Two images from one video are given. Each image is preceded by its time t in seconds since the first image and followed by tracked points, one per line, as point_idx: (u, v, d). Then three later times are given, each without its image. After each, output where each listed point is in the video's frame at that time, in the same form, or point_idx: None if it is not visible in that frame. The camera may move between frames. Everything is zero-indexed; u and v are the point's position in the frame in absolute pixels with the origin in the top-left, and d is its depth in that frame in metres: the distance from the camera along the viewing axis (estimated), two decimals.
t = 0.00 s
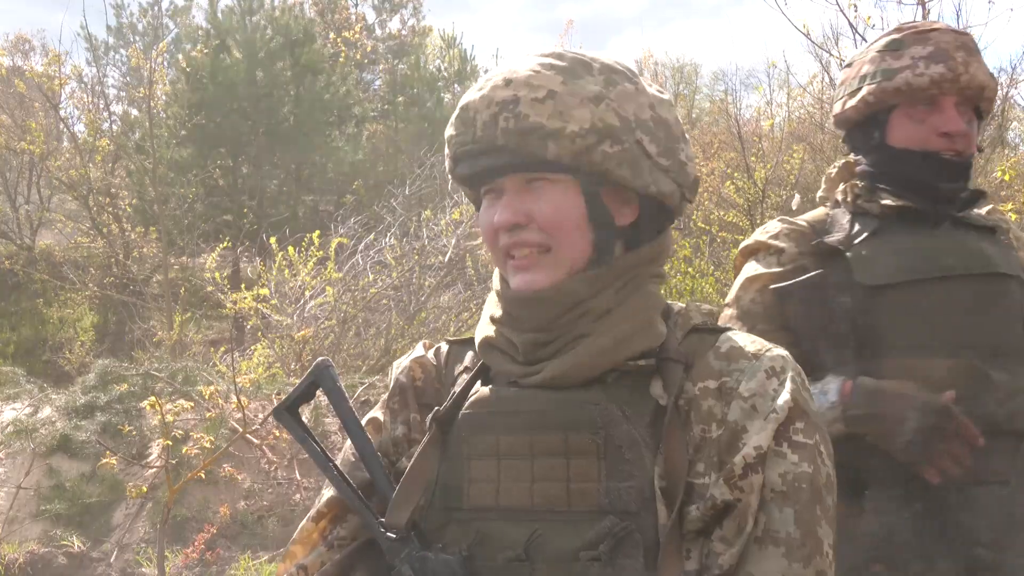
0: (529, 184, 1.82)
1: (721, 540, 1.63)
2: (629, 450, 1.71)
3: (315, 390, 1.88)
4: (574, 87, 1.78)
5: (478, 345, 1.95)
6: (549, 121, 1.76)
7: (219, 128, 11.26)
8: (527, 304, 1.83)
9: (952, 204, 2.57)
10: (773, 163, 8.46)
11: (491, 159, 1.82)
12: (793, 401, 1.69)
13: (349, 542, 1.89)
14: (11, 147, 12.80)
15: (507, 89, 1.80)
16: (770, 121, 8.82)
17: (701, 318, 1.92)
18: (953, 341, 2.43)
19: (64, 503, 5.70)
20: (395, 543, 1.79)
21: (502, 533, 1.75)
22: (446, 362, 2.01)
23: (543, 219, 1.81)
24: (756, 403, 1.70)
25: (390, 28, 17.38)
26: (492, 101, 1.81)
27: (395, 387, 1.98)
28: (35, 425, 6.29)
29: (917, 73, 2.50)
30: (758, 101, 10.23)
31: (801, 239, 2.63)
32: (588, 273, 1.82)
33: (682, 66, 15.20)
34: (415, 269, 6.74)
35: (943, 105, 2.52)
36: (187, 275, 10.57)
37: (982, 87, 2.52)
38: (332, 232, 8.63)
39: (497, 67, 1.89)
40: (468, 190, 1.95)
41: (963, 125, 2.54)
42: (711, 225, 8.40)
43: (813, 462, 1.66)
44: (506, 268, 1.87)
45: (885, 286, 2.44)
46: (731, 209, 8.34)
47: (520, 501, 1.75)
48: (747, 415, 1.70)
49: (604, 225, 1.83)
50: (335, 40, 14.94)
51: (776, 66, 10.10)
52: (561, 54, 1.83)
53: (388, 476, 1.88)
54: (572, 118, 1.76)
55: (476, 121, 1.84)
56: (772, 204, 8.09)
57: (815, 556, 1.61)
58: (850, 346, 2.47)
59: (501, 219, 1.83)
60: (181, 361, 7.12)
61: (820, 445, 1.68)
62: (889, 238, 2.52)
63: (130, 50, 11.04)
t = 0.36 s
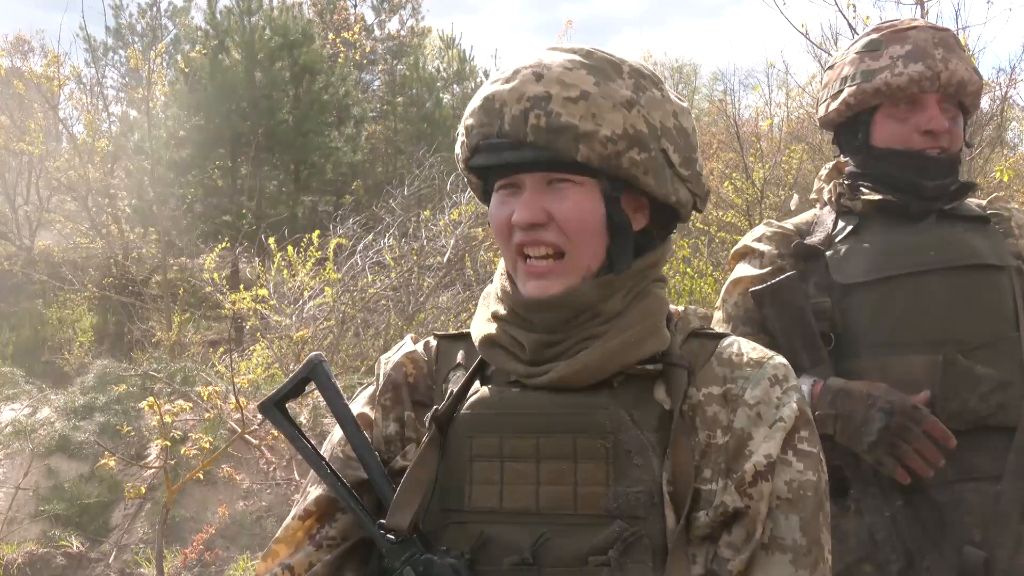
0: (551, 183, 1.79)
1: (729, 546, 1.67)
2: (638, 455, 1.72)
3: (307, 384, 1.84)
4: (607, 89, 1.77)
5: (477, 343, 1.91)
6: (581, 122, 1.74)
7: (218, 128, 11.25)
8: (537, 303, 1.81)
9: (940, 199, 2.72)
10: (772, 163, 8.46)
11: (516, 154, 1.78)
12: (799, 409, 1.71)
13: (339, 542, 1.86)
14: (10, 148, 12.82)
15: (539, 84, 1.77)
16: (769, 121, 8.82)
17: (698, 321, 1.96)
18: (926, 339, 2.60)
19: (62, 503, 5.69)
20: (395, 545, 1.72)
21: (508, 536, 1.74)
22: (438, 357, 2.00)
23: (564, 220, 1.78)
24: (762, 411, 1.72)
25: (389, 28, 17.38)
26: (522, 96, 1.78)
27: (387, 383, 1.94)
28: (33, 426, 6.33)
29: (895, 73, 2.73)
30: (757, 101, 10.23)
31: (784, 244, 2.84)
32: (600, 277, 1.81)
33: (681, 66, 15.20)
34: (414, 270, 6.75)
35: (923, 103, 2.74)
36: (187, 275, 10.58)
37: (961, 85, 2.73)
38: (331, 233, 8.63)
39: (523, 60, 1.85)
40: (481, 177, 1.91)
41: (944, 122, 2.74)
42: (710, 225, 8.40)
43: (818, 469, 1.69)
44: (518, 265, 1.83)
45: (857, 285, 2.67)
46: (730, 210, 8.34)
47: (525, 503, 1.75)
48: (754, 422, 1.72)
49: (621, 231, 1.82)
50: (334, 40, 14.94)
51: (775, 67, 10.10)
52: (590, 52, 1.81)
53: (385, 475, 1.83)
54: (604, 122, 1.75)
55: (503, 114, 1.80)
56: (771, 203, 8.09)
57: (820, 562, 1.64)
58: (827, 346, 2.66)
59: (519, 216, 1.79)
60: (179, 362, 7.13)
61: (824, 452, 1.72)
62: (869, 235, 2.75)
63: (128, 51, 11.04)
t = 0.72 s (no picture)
0: (554, 193, 1.77)
1: (731, 551, 1.69)
2: (642, 459, 1.71)
3: (306, 382, 1.84)
4: (608, 96, 1.76)
5: (477, 344, 1.88)
6: (584, 132, 1.73)
7: (218, 129, 11.27)
8: (542, 312, 1.79)
9: (983, 197, 2.41)
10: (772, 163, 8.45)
11: (519, 165, 1.76)
12: (800, 417, 1.73)
13: (336, 542, 1.86)
14: (10, 148, 12.85)
15: (540, 93, 1.75)
16: (770, 121, 8.82)
17: (698, 325, 1.95)
18: (976, 334, 2.27)
19: (62, 504, 5.70)
20: (396, 547, 1.72)
21: (510, 540, 1.74)
22: (437, 355, 1.97)
23: (567, 229, 1.76)
24: (763, 418, 1.74)
25: (388, 28, 17.38)
26: (524, 105, 1.76)
27: (386, 382, 1.93)
28: (34, 426, 6.33)
29: (938, 67, 2.39)
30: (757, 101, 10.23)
31: (830, 240, 2.54)
32: (603, 284, 1.80)
33: (681, 66, 15.20)
34: (414, 270, 6.75)
35: (968, 99, 2.40)
36: (187, 275, 10.60)
37: (1009, 81, 2.37)
38: (331, 233, 8.63)
39: (522, 65, 1.83)
40: (480, 186, 1.88)
41: (991, 119, 2.40)
42: (710, 225, 8.40)
43: (817, 476, 1.71)
44: (520, 275, 1.80)
45: (902, 281, 2.33)
46: (730, 210, 8.34)
47: (528, 506, 1.74)
48: (756, 430, 1.73)
49: (624, 239, 1.81)
50: (334, 41, 14.96)
51: (775, 67, 10.10)
52: (591, 57, 1.80)
53: (386, 476, 1.83)
54: (607, 131, 1.74)
55: (504, 123, 1.78)
56: (771, 203, 8.09)
57: (819, 568, 1.68)
58: (869, 342, 2.33)
59: (523, 226, 1.76)
60: (179, 362, 7.14)
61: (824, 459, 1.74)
62: (914, 233, 2.40)
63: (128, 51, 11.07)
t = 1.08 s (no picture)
0: (543, 199, 1.75)
1: (727, 550, 1.68)
2: (640, 459, 1.72)
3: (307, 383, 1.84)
4: (589, 99, 1.74)
5: (477, 347, 1.89)
6: (566, 136, 1.72)
7: (219, 129, 11.27)
8: (538, 316, 1.79)
9: None
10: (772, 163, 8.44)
11: (505, 173, 1.75)
12: (797, 418, 1.73)
13: (337, 541, 1.85)
14: (10, 148, 12.84)
15: (520, 101, 1.75)
16: (770, 121, 8.81)
17: (697, 326, 1.93)
18: None
19: (63, 504, 5.69)
20: (396, 546, 1.73)
21: (509, 539, 1.74)
22: (437, 357, 1.97)
23: (557, 234, 1.75)
24: (760, 419, 1.72)
25: (389, 29, 17.38)
26: (505, 114, 1.75)
27: (388, 382, 1.92)
28: (33, 426, 6.32)
29: (997, 66, 2.19)
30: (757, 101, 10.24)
31: (886, 236, 2.42)
32: (599, 285, 1.79)
33: (681, 67, 15.22)
34: (414, 270, 6.75)
35: None
36: (188, 276, 10.61)
37: None
38: (331, 234, 8.63)
39: (503, 73, 1.83)
40: (471, 195, 1.87)
41: None
42: (710, 226, 8.41)
43: (815, 477, 1.71)
44: (515, 281, 1.80)
45: (962, 281, 2.20)
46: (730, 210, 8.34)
47: (527, 507, 1.75)
48: (753, 430, 1.72)
49: (617, 238, 1.79)
50: (335, 41, 14.98)
51: (775, 67, 10.10)
52: (569, 60, 1.78)
53: (387, 476, 1.82)
54: (589, 133, 1.73)
55: (487, 134, 1.78)
56: (771, 204, 8.09)
57: (815, 568, 1.68)
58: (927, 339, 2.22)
59: (514, 232, 1.75)
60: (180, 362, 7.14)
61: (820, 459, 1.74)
62: (974, 232, 2.24)
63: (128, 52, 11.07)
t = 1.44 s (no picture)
0: (533, 201, 1.75)
1: (725, 549, 1.65)
2: (637, 458, 1.72)
3: (305, 386, 1.83)
4: (578, 102, 1.73)
5: (475, 349, 1.90)
6: (555, 140, 1.71)
7: (219, 129, 11.17)
8: (532, 316, 1.79)
9: None
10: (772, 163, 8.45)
11: (494, 177, 1.74)
12: (794, 416, 1.72)
13: (337, 542, 1.84)
14: (10, 149, 12.84)
15: (509, 104, 1.74)
16: (770, 121, 8.82)
17: (694, 326, 1.92)
18: None
19: (63, 504, 5.68)
20: (394, 546, 1.71)
21: (507, 538, 1.74)
22: (436, 359, 1.97)
23: (549, 236, 1.74)
24: (757, 418, 1.72)
25: (389, 29, 17.39)
26: (494, 118, 1.74)
27: (386, 384, 1.91)
28: (34, 426, 6.32)
29: None
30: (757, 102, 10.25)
31: (930, 228, 2.46)
32: (592, 286, 1.79)
33: (681, 67, 15.24)
34: (415, 271, 6.75)
35: None
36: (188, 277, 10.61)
37: None
38: (331, 235, 8.64)
39: (494, 76, 1.82)
40: (464, 198, 1.87)
41: None
42: (710, 227, 8.43)
43: (812, 476, 1.71)
44: (509, 283, 1.80)
45: (999, 280, 2.29)
46: (731, 211, 8.36)
47: (525, 506, 1.74)
48: (750, 428, 1.71)
49: (610, 239, 1.78)
50: (335, 42, 15.00)
51: (775, 67, 10.11)
52: (558, 63, 1.78)
53: (385, 477, 1.81)
54: (578, 136, 1.71)
55: (476, 138, 1.77)
56: (772, 204, 8.10)
57: (814, 566, 1.65)
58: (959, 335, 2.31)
59: (503, 236, 1.76)
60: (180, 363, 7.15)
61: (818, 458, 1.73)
62: (1019, 231, 2.32)
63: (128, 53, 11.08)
